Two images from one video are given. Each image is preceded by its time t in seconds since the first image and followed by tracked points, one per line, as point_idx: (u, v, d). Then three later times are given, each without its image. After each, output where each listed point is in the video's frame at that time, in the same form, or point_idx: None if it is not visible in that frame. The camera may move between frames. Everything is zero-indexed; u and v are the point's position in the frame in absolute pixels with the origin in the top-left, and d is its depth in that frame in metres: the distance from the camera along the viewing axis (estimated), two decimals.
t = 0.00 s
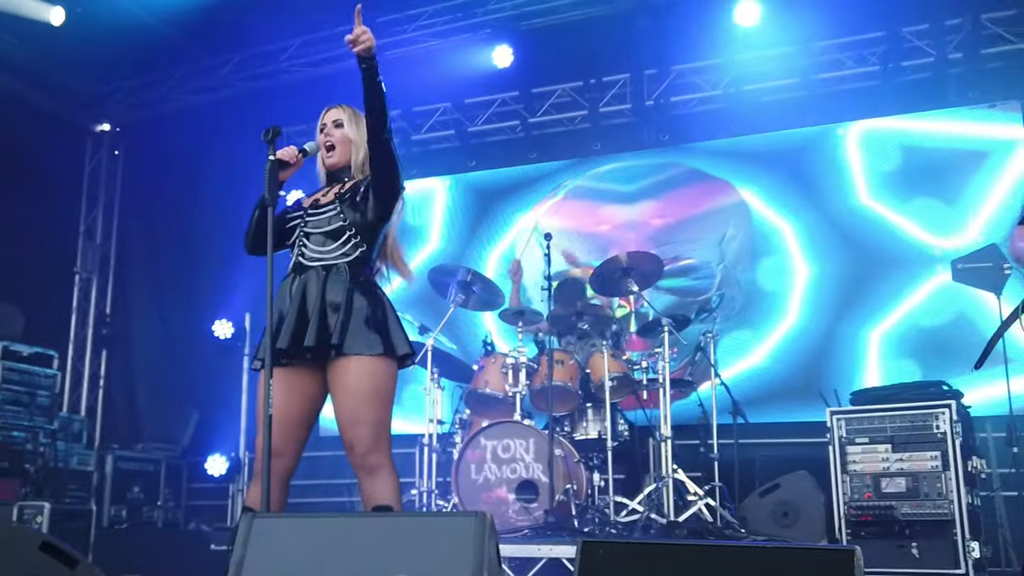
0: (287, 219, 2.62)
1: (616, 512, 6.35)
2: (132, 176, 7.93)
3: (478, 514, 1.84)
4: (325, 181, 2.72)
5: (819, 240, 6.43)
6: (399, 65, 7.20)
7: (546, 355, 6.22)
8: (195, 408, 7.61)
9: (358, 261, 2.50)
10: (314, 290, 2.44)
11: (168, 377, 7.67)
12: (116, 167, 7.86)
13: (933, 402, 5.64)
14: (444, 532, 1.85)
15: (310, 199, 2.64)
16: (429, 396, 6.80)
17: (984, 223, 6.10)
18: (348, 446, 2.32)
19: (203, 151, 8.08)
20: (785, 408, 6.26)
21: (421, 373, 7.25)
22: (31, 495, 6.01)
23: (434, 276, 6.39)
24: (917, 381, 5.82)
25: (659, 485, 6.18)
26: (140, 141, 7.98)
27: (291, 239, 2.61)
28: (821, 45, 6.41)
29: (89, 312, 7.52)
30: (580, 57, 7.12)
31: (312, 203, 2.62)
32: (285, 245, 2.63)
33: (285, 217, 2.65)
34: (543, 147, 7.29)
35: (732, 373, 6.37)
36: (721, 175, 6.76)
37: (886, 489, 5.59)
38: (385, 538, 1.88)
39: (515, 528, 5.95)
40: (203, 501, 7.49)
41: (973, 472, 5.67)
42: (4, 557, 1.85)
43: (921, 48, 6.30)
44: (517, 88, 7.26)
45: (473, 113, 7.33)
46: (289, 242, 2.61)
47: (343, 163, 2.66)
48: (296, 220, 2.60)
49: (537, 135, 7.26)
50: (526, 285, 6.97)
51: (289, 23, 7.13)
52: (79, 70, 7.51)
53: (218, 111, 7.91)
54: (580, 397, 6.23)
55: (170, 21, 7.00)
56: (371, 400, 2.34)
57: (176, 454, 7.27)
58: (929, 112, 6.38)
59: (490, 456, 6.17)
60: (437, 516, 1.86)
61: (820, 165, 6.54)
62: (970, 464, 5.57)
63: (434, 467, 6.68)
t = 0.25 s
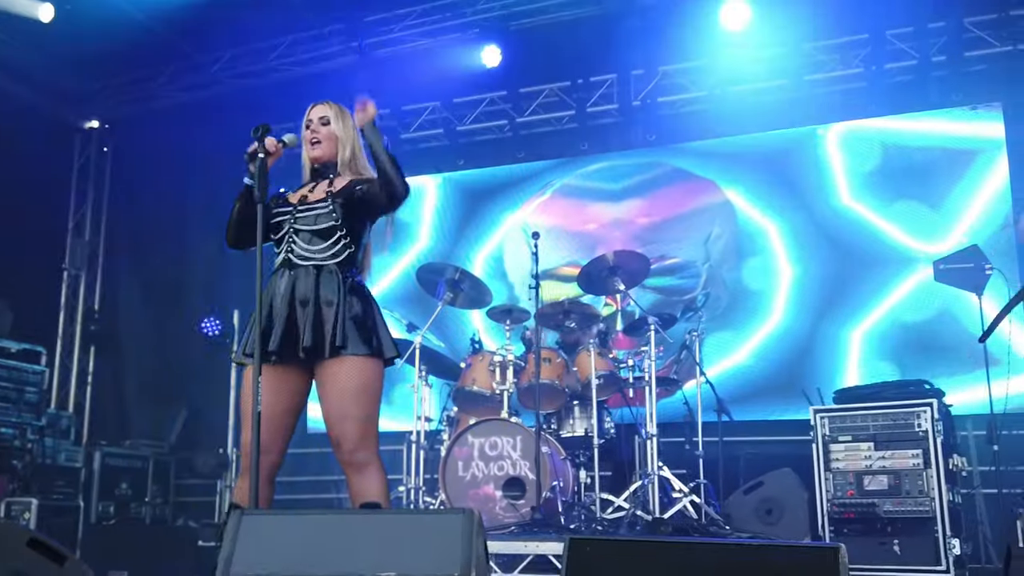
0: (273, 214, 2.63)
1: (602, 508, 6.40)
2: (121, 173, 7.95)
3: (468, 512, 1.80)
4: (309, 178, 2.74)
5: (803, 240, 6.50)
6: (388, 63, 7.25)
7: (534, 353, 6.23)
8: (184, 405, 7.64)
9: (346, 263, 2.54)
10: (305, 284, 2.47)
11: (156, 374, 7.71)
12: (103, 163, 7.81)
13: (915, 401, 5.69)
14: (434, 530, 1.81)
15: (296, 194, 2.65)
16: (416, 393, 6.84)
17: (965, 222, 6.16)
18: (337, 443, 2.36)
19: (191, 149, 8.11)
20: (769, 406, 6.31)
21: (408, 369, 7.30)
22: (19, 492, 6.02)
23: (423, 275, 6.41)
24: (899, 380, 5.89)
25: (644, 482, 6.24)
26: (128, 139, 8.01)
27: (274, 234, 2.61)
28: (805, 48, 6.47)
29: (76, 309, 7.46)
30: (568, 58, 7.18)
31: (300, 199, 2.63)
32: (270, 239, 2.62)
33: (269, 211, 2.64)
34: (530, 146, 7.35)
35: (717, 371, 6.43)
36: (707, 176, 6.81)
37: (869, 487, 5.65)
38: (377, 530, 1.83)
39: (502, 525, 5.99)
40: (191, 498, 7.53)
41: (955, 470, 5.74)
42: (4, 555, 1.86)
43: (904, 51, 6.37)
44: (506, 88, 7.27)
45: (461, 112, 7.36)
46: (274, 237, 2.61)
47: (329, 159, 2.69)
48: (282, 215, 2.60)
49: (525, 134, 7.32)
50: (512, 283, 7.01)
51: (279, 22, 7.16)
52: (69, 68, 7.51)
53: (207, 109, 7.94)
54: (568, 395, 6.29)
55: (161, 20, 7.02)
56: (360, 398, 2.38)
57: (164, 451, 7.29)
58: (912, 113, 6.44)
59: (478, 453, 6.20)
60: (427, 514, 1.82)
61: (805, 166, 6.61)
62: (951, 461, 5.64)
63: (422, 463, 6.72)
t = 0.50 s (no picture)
0: (259, 212, 2.57)
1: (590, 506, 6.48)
2: (114, 172, 8.03)
3: (458, 509, 1.77)
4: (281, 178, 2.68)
5: (788, 243, 6.60)
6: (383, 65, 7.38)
7: (523, 352, 6.27)
8: (176, 403, 7.70)
9: (341, 266, 2.55)
10: (302, 284, 2.47)
11: (148, 372, 7.77)
12: (98, 163, 7.97)
13: (897, 400, 5.79)
14: (427, 531, 1.75)
15: (281, 192, 2.61)
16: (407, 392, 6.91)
17: (946, 225, 6.26)
18: (327, 439, 2.33)
19: (184, 150, 8.19)
20: (753, 406, 6.40)
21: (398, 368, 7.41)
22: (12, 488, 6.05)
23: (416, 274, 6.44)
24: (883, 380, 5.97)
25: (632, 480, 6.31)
26: (121, 139, 8.09)
27: (263, 234, 2.56)
28: (788, 53, 6.64)
29: (70, 307, 7.63)
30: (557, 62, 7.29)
31: (291, 199, 2.58)
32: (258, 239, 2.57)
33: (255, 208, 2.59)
34: (521, 148, 7.45)
35: (704, 371, 6.52)
36: (693, 179, 6.92)
37: (852, 485, 5.74)
38: (369, 530, 1.77)
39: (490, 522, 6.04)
40: (183, 495, 7.59)
41: (936, 469, 5.82)
42: None
43: (888, 56, 6.52)
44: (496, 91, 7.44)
45: (453, 115, 7.51)
46: (263, 236, 2.56)
47: (312, 163, 2.67)
48: (271, 216, 2.56)
49: (517, 137, 7.46)
50: (502, 282, 7.10)
51: (272, 24, 7.25)
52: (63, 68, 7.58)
53: (200, 110, 8.02)
54: (557, 394, 6.32)
55: (155, 21, 7.09)
56: (351, 396, 2.38)
57: (156, 448, 7.34)
58: (895, 118, 6.54)
59: (467, 451, 6.25)
60: (415, 511, 1.78)
61: (790, 170, 6.72)
62: (933, 461, 5.73)
63: (412, 461, 6.79)
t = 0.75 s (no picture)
0: (259, 210, 2.59)
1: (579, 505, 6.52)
2: (105, 172, 8.05)
3: (447, 506, 1.79)
4: (280, 173, 2.69)
5: (775, 244, 6.67)
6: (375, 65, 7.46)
7: (512, 352, 6.32)
8: (167, 402, 7.73)
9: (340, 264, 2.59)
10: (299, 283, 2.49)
11: (139, 371, 7.80)
12: (91, 163, 7.95)
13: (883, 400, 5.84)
14: (411, 525, 1.79)
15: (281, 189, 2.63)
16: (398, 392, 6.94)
17: (931, 226, 6.33)
18: (320, 438, 2.35)
19: (176, 150, 8.21)
20: (740, 404, 6.46)
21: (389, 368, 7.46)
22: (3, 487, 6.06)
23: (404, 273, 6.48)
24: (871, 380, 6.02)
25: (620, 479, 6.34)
26: (113, 140, 8.11)
27: (264, 232, 2.58)
28: (779, 56, 6.74)
29: (61, 307, 7.64)
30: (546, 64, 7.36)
31: (292, 197, 2.60)
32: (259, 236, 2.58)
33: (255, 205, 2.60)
34: (511, 149, 7.49)
35: (692, 371, 6.58)
36: (683, 179, 6.98)
37: (838, 484, 5.79)
38: (359, 529, 1.80)
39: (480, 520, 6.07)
40: (174, 494, 7.62)
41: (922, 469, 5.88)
42: None
43: (874, 60, 6.62)
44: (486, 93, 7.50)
45: (444, 117, 7.54)
46: (264, 234, 2.58)
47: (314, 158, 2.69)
48: (273, 213, 2.57)
49: (506, 138, 7.48)
50: (492, 282, 7.16)
51: (264, 26, 7.29)
52: (54, 69, 7.59)
53: (191, 111, 8.04)
54: (546, 394, 6.34)
55: (147, 22, 7.12)
56: (343, 395, 2.40)
57: (147, 447, 7.36)
58: (885, 121, 6.60)
59: (457, 450, 6.29)
60: (406, 509, 1.80)
61: (779, 172, 6.78)
62: (918, 460, 5.79)
63: (402, 460, 6.82)
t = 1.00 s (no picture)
0: (269, 210, 2.67)
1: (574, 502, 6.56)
2: (104, 171, 8.08)
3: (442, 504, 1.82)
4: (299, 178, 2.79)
5: (769, 241, 6.72)
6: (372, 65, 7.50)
7: (508, 350, 6.37)
8: (164, 400, 7.76)
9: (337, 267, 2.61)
10: (294, 282, 2.53)
11: (137, 369, 7.84)
12: (89, 162, 7.99)
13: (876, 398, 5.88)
14: (407, 522, 1.83)
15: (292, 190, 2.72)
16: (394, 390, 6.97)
17: (924, 226, 6.40)
18: (316, 436, 2.39)
19: (173, 149, 8.25)
20: (734, 401, 6.50)
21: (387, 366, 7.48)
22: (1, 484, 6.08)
23: (401, 274, 6.51)
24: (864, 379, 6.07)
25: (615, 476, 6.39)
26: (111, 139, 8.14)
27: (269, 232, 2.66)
28: (772, 56, 6.74)
29: (60, 305, 7.63)
30: (542, 64, 7.41)
31: (297, 198, 2.67)
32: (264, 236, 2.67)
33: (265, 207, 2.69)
34: (506, 148, 7.54)
35: (686, 369, 6.62)
36: (678, 178, 7.03)
37: (831, 481, 5.83)
38: (356, 526, 1.84)
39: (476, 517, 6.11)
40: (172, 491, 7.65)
41: (915, 466, 5.91)
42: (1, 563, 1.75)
43: (867, 61, 6.64)
44: (482, 92, 7.55)
45: (440, 115, 7.56)
46: (269, 233, 2.65)
47: (321, 161, 2.78)
48: (278, 214, 2.65)
49: (502, 138, 7.52)
50: (489, 280, 7.19)
51: (261, 25, 7.33)
52: (52, 69, 7.63)
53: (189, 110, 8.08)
54: (542, 392, 6.37)
55: (144, 21, 7.15)
56: (338, 394, 2.44)
57: (145, 445, 7.38)
58: (880, 123, 6.65)
59: (453, 448, 6.33)
60: (401, 507, 1.85)
61: (774, 172, 6.83)
62: (911, 458, 5.82)
63: (399, 458, 6.86)
